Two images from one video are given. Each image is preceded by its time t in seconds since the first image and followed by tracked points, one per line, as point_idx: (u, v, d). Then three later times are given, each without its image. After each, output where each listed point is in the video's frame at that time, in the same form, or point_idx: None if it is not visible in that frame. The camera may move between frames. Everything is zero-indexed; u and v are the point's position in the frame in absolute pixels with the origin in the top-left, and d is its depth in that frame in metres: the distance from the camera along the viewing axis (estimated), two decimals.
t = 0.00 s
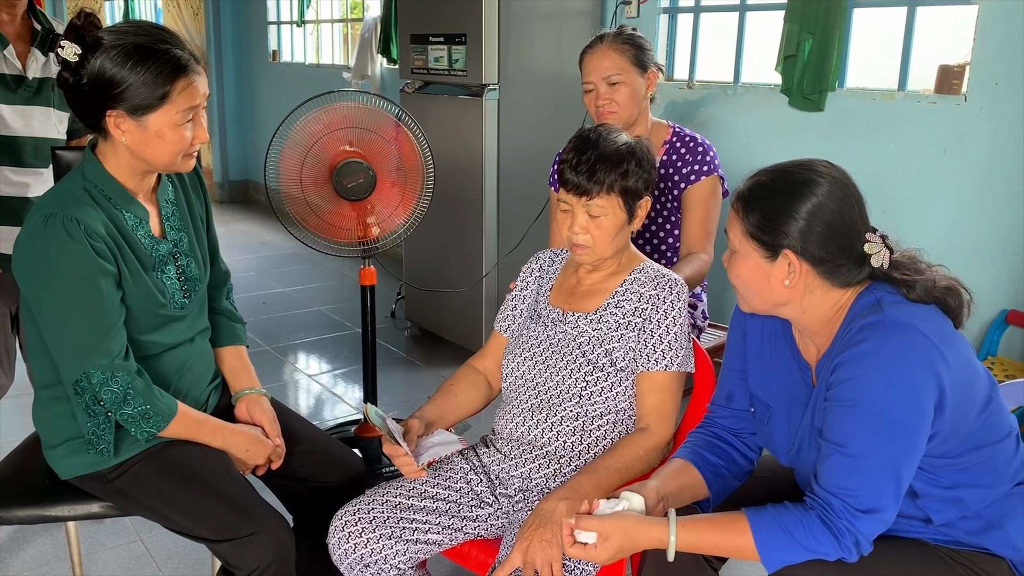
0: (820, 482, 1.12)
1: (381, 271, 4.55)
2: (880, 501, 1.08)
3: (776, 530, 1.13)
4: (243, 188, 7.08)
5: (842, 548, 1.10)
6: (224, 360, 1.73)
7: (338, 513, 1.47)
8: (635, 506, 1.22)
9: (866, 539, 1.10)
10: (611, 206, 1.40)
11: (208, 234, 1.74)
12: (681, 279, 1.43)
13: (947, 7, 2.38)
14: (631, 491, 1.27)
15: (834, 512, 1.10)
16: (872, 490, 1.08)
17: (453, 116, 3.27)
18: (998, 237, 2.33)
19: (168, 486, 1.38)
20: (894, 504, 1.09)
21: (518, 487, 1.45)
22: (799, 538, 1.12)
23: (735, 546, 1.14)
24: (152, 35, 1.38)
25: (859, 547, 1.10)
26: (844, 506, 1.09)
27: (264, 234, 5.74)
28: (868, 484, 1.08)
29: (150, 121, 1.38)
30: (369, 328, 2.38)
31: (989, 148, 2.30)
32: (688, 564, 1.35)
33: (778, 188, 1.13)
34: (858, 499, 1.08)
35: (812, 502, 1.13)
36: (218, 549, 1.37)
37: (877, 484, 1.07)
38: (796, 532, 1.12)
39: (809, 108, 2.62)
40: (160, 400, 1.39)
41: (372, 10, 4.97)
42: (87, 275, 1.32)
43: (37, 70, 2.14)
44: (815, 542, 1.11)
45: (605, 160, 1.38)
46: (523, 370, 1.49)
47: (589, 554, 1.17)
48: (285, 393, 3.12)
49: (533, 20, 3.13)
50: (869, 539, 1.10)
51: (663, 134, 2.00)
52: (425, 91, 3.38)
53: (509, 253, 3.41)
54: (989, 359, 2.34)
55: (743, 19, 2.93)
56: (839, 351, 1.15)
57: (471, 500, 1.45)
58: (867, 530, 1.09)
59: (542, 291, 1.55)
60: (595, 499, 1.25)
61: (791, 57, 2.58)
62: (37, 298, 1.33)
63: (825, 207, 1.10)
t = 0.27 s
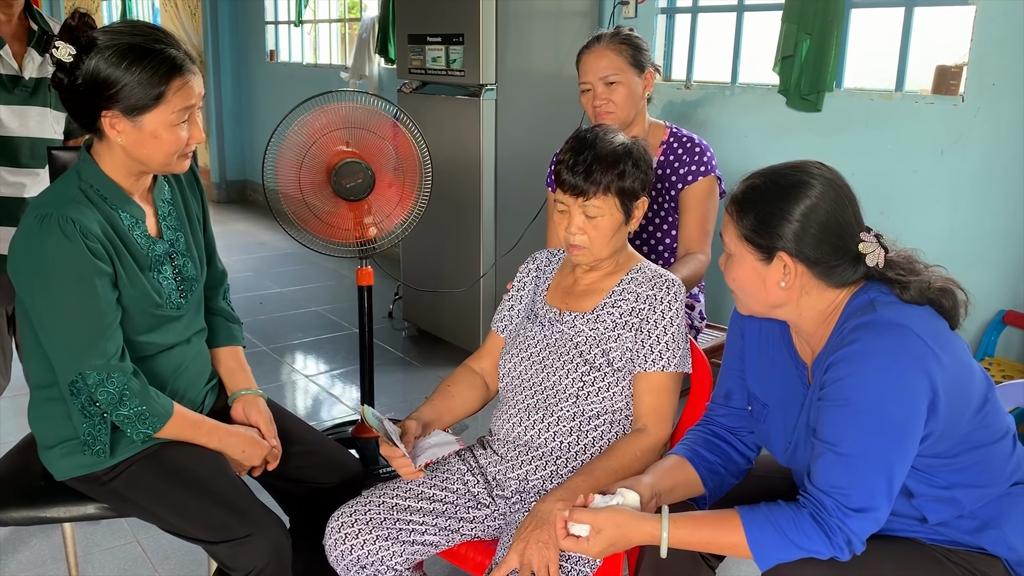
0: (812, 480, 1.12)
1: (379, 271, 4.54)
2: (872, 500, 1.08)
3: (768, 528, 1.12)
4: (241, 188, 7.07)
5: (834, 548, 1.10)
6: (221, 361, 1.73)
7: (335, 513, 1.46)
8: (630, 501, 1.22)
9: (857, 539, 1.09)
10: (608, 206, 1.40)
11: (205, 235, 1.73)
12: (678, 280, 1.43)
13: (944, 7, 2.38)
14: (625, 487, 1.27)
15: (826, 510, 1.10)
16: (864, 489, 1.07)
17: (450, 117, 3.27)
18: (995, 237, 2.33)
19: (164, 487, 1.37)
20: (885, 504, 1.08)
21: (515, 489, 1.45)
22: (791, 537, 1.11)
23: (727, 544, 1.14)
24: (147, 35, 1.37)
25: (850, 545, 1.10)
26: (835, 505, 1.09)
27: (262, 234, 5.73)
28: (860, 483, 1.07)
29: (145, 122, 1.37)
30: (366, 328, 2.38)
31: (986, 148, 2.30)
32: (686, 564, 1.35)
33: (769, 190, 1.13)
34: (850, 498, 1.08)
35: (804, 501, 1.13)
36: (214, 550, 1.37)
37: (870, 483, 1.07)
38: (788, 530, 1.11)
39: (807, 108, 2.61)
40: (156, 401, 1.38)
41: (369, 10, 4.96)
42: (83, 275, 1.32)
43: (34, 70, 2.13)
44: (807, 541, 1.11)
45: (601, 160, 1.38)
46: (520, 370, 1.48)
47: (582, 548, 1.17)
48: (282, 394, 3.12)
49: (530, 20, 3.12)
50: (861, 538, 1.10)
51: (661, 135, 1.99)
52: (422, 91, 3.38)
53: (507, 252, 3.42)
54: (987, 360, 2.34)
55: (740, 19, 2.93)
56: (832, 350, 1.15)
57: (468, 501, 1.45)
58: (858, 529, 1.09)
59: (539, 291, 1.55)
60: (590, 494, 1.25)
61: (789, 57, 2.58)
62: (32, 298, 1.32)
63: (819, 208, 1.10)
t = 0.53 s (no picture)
0: (807, 481, 1.12)
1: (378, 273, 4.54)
2: (867, 501, 1.08)
3: (762, 528, 1.13)
4: (240, 190, 7.07)
5: (828, 548, 1.10)
6: (221, 362, 1.73)
7: (335, 514, 1.46)
8: (626, 501, 1.22)
9: (851, 539, 1.10)
10: (606, 208, 1.40)
11: (205, 236, 1.73)
12: (677, 281, 1.43)
13: (943, 8, 2.38)
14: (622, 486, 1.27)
15: (820, 510, 1.10)
16: (858, 489, 1.08)
17: (449, 118, 3.27)
18: (994, 239, 2.34)
19: (164, 489, 1.37)
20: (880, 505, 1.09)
21: (514, 491, 1.45)
22: (785, 537, 1.12)
23: (722, 543, 1.14)
24: (145, 36, 1.37)
25: (844, 546, 1.10)
26: (829, 505, 1.09)
27: (261, 235, 5.73)
28: (854, 483, 1.08)
29: (146, 123, 1.37)
30: (366, 330, 2.38)
31: (985, 149, 2.31)
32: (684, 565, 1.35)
33: (762, 192, 1.13)
34: (844, 498, 1.08)
35: (798, 501, 1.14)
36: (213, 552, 1.37)
37: (864, 484, 1.07)
38: (782, 531, 1.12)
39: (806, 110, 2.62)
40: (155, 403, 1.38)
41: (369, 12, 4.96)
42: (83, 277, 1.32)
43: (34, 71, 2.14)
44: (801, 541, 1.11)
45: (600, 162, 1.38)
46: (519, 372, 1.49)
47: (576, 547, 1.17)
48: (282, 395, 3.12)
49: (530, 21, 3.13)
50: (855, 538, 1.10)
51: (661, 137, 1.99)
52: (422, 93, 3.38)
53: (506, 254, 3.42)
54: (985, 362, 2.34)
55: (740, 21, 2.93)
56: (826, 351, 1.15)
57: (467, 503, 1.45)
58: (852, 528, 1.09)
59: (538, 293, 1.55)
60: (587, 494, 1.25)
61: (788, 59, 2.58)
62: (32, 300, 1.32)
63: (812, 208, 1.11)
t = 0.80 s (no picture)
0: (806, 484, 1.12)
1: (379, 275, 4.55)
2: (865, 504, 1.08)
3: (761, 531, 1.13)
4: (241, 192, 7.07)
5: (827, 551, 1.10)
6: (222, 364, 1.73)
7: (336, 516, 1.46)
8: (625, 505, 1.22)
9: (850, 542, 1.10)
10: (606, 211, 1.40)
11: (206, 239, 1.74)
12: (677, 284, 1.43)
13: (943, 12, 2.38)
14: (622, 490, 1.27)
15: (818, 514, 1.10)
16: (856, 492, 1.08)
17: (450, 121, 3.28)
18: (993, 242, 2.34)
19: (165, 491, 1.37)
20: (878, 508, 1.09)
21: (514, 493, 1.45)
22: (784, 540, 1.12)
23: (720, 546, 1.14)
24: (145, 38, 1.37)
25: (843, 549, 1.10)
26: (827, 509, 1.10)
27: (261, 237, 5.73)
28: (853, 486, 1.08)
29: (150, 125, 1.38)
30: (366, 332, 2.38)
31: (985, 153, 2.31)
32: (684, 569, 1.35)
33: (761, 197, 1.13)
34: (842, 501, 1.08)
35: (797, 504, 1.14)
36: (214, 554, 1.37)
37: (863, 487, 1.07)
38: (781, 534, 1.12)
39: (806, 113, 2.62)
40: (157, 405, 1.39)
41: (370, 14, 4.97)
42: (85, 280, 1.32)
43: (35, 73, 2.14)
44: (799, 544, 1.11)
45: (599, 165, 1.38)
46: (519, 374, 1.49)
47: (575, 551, 1.17)
48: (282, 397, 3.12)
49: (531, 24, 3.13)
50: (853, 541, 1.10)
51: (661, 140, 2.00)
52: (423, 95, 3.39)
53: (507, 256, 3.42)
54: (985, 365, 2.34)
55: (740, 24, 2.94)
56: (824, 354, 1.15)
57: (467, 505, 1.46)
58: (850, 532, 1.09)
59: (538, 296, 1.56)
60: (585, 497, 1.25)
61: (789, 63, 2.58)
62: (35, 304, 1.32)
63: (811, 212, 1.11)
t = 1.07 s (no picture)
0: (804, 486, 1.12)
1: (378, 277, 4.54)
2: (864, 506, 1.08)
3: (759, 533, 1.13)
4: (241, 193, 7.07)
5: (825, 553, 1.10)
6: (221, 366, 1.73)
7: (334, 518, 1.46)
8: (624, 506, 1.22)
9: (848, 544, 1.10)
10: (605, 212, 1.40)
11: (205, 241, 1.73)
12: (676, 286, 1.43)
13: (942, 14, 2.39)
14: (621, 492, 1.26)
15: (816, 516, 1.10)
16: (854, 495, 1.08)
17: (450, 122, 3.28)
18: (993, 244, 2.34)
19: (164, 492, 1.37)
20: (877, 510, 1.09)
21: (513, 494, 1.45)
22: (783, 542, 1.12)
23: (719, 548, 1.14)
24: (144, 40, 1.37)
25: (841, 551, 1.10)
26: (826, 511, 1.09)
27: (261, 239, 5.73)
28: (852, 489, 1.08)
29: (153, 127, 1.38)
30: (366, 333, 2.38)
31: (984, 155, 2.31)
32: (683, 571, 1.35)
33: (765, 197, 1.13)
34: (841, 503, 1.08)
35: (796, 506, 1.14)
36: (213, 555, 1.37)
37: (862, 489, 1.07)
38: (780, 536, 1.12)
39: (806, 115, 2.62)
40: (156, 406, 1.38)
41: (370, 16, 4.98)
42: (84, 282, 1.32)
43: (34, 74, 2.14)
44: (798, 546, 1.11)
45: (597, 166, 1.38)
46: (519, 376, 1.49)
47: (573, 552, 1.17)
48: (282, 399, 3.12)
49: (531, 26, 3.14)
50: (852, 543, 1.10)
51: (660, 142, 2.00)
52: (422, 97, 3.39)
53: (507, 257, 3.42)
54: (985, 367, 2.34)
55: (740, 27, 2.94)
56: (822, 356, 1.15)
57: (466, 507, 1.45)
58: (848, 534, 1.09)
59: (538, 298, 1.56)
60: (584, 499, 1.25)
61: (788, 65, 2.58)
62: (34, 305, 1.32)
63: (815, 212, 1.11)
